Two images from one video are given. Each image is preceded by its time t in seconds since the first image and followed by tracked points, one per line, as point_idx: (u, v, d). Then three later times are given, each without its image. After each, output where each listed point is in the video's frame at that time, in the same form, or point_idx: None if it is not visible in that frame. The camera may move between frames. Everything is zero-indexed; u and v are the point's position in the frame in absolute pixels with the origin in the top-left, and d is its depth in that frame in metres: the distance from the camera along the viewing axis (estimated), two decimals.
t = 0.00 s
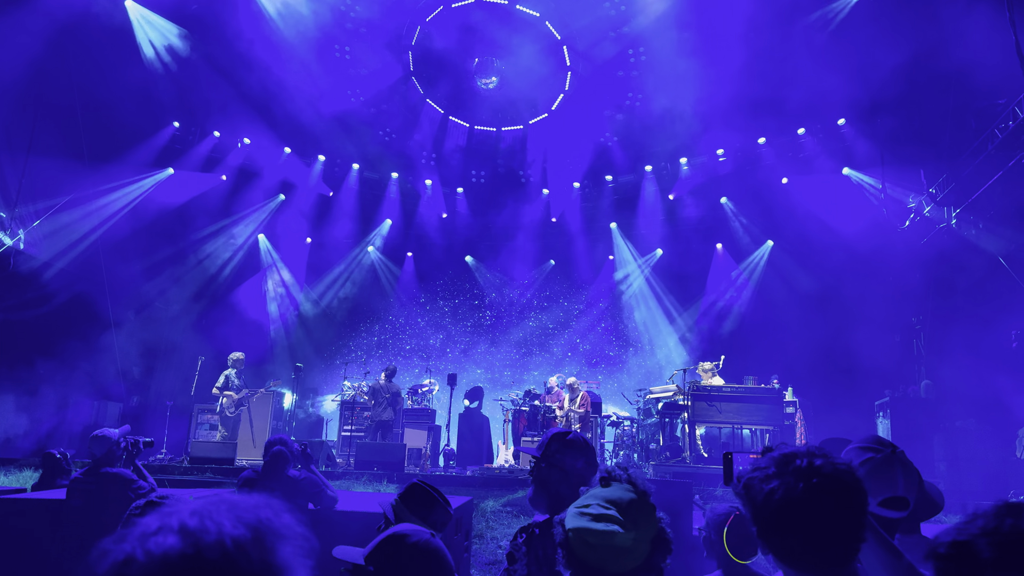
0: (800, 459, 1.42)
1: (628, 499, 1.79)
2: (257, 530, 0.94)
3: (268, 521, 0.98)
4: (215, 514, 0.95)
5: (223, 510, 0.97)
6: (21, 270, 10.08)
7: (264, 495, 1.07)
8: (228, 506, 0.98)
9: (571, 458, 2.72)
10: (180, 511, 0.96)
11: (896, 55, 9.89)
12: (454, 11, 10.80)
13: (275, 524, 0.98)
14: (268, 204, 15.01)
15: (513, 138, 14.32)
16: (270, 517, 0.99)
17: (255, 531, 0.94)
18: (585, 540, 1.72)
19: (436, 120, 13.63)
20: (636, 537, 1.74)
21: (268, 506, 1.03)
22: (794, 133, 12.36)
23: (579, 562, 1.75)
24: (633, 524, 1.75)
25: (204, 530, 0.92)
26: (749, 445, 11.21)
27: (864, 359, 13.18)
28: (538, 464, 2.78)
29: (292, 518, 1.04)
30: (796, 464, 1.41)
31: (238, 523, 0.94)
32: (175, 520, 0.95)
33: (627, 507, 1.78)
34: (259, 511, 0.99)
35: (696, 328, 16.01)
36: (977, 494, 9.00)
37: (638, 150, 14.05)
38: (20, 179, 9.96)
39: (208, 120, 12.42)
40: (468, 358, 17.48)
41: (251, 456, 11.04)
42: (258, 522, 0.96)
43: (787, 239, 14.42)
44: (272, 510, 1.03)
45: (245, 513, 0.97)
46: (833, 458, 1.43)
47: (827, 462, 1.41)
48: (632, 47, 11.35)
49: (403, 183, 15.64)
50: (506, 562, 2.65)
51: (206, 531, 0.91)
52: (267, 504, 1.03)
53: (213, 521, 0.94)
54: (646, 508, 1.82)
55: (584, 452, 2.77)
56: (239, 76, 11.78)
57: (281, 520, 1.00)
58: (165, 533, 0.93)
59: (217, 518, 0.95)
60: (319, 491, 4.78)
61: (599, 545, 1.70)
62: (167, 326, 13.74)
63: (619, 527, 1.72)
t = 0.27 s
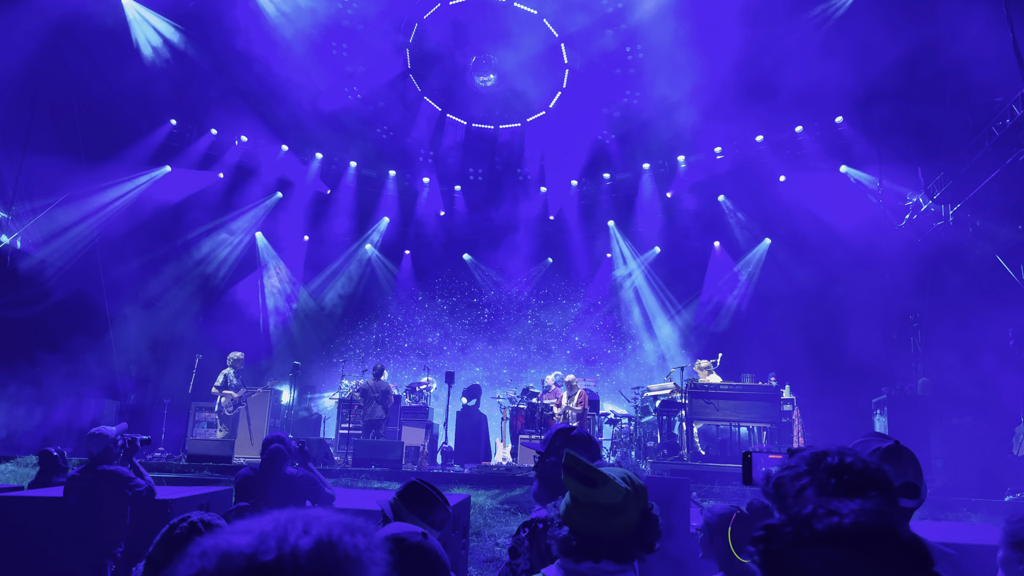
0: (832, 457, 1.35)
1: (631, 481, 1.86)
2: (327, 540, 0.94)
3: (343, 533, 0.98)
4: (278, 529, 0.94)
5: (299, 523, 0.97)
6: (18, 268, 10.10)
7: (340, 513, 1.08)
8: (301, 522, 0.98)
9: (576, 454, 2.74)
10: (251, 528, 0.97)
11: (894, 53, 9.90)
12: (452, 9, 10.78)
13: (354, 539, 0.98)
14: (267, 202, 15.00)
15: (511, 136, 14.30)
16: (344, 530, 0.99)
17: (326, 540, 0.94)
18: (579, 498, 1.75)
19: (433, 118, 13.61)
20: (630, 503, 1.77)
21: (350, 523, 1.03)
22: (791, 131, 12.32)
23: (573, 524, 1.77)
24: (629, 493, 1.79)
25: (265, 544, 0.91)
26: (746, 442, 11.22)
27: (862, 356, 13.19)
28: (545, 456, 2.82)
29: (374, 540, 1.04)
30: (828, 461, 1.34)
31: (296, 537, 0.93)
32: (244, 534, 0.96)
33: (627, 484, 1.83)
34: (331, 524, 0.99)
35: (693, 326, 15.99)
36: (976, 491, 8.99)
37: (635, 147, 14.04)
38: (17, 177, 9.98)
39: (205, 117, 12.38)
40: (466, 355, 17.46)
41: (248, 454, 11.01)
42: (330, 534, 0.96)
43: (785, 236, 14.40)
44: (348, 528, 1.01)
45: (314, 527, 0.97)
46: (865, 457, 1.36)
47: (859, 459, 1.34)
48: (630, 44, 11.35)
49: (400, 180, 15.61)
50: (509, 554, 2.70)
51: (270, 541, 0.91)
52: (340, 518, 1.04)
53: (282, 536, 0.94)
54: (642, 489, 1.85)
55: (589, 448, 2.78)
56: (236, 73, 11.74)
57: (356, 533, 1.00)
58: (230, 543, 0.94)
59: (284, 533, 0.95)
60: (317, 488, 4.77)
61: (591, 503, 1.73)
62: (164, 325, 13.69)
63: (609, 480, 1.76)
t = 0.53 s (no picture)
0: (886, 449, 1.49)
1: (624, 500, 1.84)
2: (314, 528, 0.95)
3: (329, 521, 0.99)
4: (265, 517, 0.96)
5: (287, 510, 0.98)
6: (15, 266, 10.06)
7: (328, 501, 1.09)
8: (289, 508, 1.00)
9: (585, 452, 2.75)
10: (239, 514, 0.98)
11: (893, 52, 9.91)
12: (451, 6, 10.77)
13: (341, 528, 1.00)
14: (266, 200, 15.04)
15: (510, 134, 14.29)
16: (331, 518, 1.00)
17: (314, 530, 0.95)
18: (567, 519, 1.76)
19: (433, 116, 13.60)
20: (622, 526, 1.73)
21: (340, 512, 1.04)
22: (790, 130, 12.20)
23: (562, 547, 1.80)
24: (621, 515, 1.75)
25: (251, 532, 0.93)
26: (745, 440, 11.23)
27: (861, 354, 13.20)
28: (555, 451, 2.84)
29: (361, 527, 1.05)
30: (884, 453, 1.47)
31: (281, 526, 0.94)
32: (234, 521, 0.97)
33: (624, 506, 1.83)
34: (319, 512, 1.00)
35: (693, 324, 15.92)
36: (974, 489, 8.99)
37: (635, 145, 14.04)
38: (15, 176, 9.96)
39: (204, 115, 12.35)
40: (465, 353, 17.45)
41: (246, 452, 10.97)
42: (317, 523, 0.97)
43: (784, 234, 14.40)
44: (335, 514, 1.04)
45: (302, 515, 0.98)
46: (917, 452, 1.49)
47: (913, 454, 1.47)
48: (629, 42, 11.36)
49: (399, 178, 15.59)
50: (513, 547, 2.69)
51: (254, 530, 0.93)
52: (330, 506, 1.05)
53: (269, 524, 0.95)
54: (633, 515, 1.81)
55: (598, 446, 2.80)
56: (235, 71, 11.73)
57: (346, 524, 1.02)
58: (222, 529, 0.95)
59: (268, 522, 0.95)
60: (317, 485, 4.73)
61: (577, 525, 1.74)
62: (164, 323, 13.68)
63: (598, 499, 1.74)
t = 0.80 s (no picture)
0: (923, 451, 1.46)
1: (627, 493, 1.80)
2: (267, 513, 0.93)
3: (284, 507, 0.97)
4: (216, 503, 0.93)
5: (240, 495, 0.96)
6: (16, 263, 10.07)
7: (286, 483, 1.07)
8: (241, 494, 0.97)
9: (584, 445, 2.84)
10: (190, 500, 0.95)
11: (893, 52, 9.92)
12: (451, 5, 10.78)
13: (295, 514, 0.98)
14: (267, 198, 15.06)
15: (511, 133, 14.29)
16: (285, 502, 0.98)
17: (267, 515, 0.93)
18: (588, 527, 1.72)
19: (433, 115, 13.60)
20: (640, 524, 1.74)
21: (291, 495, 1.02)
22: (791, 129, 12.21)
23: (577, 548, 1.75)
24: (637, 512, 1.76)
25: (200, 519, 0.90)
26: (746, 439, 11.24)
27: (861, 354, 13.20)
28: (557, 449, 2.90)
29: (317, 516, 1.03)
30: (920, 454, 1.45)
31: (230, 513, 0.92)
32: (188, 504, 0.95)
33: (627, 497, 1.80)
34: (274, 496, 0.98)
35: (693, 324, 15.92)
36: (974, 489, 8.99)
37: (635, 144, 14.02)
38: (16, 174, 9.98)
39: (205, 114, 12.35)
40: (465, 352, 17.45)
41: (247, 451, 10.99)
42: (269, 506, 0.95)
43: (785, 233, 14.40)
44: (291, 497, 1.02)
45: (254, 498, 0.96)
46: (955, 460, 1.46)
47: (950, 460, 1.44)
48: (630, 41, 11.37)
49: (400, 177, 15.59)
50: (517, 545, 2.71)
51: (207, 518, 0.90)
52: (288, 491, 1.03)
53: (218, 510, 0.92)
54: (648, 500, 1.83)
55: (596, 440, 2.88)
56: (235, 68, 11.71)
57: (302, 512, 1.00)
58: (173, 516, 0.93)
59: (220, 510, 0.93)
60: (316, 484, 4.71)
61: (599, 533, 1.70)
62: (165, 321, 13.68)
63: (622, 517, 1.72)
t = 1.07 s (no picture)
0: (939, 451, 1.44)
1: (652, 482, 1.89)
2: (221, 510, 1.01)
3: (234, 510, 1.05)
4: (182, 495, 1.00)
5: (181, 483, 1.04)
6: (18, 261, 10.05)
7: (223, 481, 1.14)
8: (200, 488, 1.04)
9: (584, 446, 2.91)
10: (163, 484, 1.02)
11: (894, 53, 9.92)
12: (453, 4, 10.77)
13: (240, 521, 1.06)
14: (268, 196, 15.04)
15: (512, 133, 14.29)
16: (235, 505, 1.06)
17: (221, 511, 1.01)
18: (600, 493, 1.81)
19: (434, 114, 13.60)
20: (651, 502, 1.82)
21: (222, 481, 1.12)
22: (793, 129, 12.21)
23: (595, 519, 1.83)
24: (650, 492, 1.84)
25: (172, 508, 0.97)
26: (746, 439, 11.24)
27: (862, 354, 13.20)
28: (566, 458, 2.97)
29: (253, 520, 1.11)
30: (935, 452, 1.42)
31: (197, 510, 0.99)
32: (158, 485, 1.02)
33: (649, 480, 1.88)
34: (225, 498, 1.06)
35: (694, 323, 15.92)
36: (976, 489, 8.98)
37: (636, 144, 14.02)
38: (17, 172, 9.94)
39: (206, 113, 12.36)
40: (466, 352, 17.45)
41: (247, 449, 11.00)
42: (223, 504, 1.03)
43: (786, 233, 14.39)
44: (217, 481, 1.12)
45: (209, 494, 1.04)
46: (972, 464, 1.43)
47: (966, 463, 1.42)
48: (631, 41, 11.36)
49: (401, 176, 15.60)
50: (523, 540, 2.70)
51: (189, 499, 1.00)
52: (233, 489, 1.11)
53: (183, 499, 1.00)
54: (664, 493, 1.91)
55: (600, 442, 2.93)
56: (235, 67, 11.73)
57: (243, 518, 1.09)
58: (146, 491, 0.99)
59: (188, 498, 1.00)
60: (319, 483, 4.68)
61: (610, 500, 1.79)
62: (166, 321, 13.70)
63: (634, 479, 1.82)
